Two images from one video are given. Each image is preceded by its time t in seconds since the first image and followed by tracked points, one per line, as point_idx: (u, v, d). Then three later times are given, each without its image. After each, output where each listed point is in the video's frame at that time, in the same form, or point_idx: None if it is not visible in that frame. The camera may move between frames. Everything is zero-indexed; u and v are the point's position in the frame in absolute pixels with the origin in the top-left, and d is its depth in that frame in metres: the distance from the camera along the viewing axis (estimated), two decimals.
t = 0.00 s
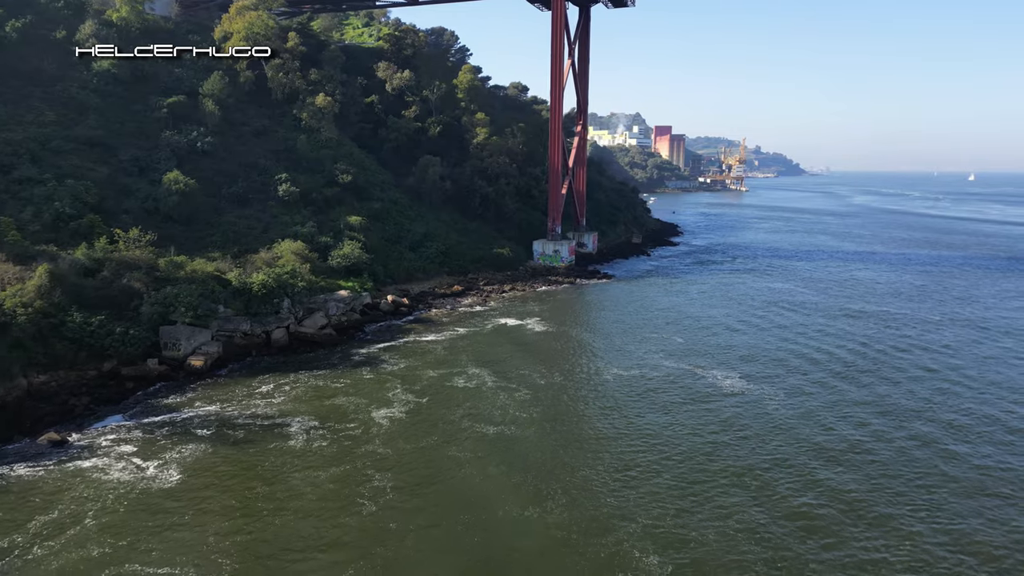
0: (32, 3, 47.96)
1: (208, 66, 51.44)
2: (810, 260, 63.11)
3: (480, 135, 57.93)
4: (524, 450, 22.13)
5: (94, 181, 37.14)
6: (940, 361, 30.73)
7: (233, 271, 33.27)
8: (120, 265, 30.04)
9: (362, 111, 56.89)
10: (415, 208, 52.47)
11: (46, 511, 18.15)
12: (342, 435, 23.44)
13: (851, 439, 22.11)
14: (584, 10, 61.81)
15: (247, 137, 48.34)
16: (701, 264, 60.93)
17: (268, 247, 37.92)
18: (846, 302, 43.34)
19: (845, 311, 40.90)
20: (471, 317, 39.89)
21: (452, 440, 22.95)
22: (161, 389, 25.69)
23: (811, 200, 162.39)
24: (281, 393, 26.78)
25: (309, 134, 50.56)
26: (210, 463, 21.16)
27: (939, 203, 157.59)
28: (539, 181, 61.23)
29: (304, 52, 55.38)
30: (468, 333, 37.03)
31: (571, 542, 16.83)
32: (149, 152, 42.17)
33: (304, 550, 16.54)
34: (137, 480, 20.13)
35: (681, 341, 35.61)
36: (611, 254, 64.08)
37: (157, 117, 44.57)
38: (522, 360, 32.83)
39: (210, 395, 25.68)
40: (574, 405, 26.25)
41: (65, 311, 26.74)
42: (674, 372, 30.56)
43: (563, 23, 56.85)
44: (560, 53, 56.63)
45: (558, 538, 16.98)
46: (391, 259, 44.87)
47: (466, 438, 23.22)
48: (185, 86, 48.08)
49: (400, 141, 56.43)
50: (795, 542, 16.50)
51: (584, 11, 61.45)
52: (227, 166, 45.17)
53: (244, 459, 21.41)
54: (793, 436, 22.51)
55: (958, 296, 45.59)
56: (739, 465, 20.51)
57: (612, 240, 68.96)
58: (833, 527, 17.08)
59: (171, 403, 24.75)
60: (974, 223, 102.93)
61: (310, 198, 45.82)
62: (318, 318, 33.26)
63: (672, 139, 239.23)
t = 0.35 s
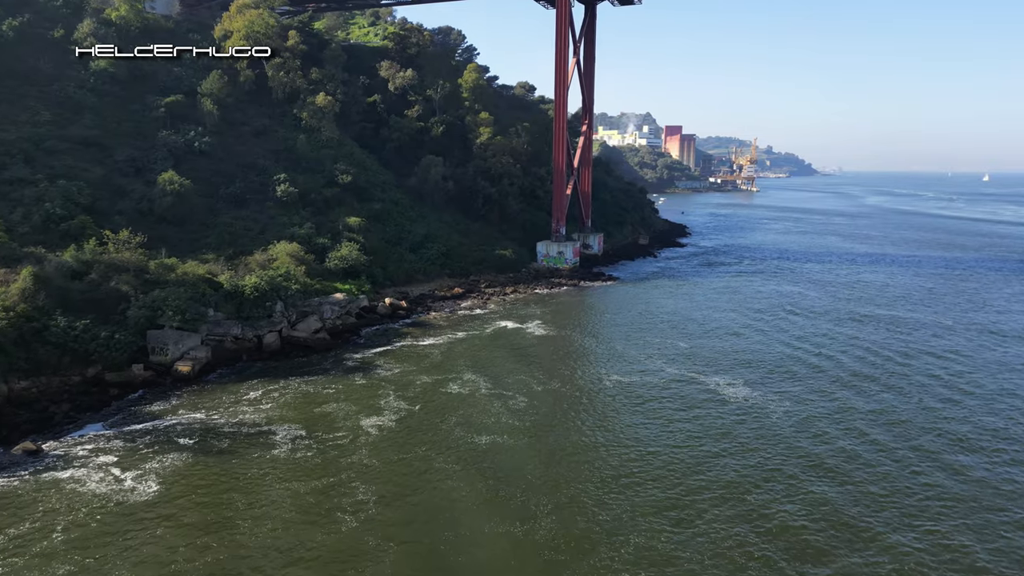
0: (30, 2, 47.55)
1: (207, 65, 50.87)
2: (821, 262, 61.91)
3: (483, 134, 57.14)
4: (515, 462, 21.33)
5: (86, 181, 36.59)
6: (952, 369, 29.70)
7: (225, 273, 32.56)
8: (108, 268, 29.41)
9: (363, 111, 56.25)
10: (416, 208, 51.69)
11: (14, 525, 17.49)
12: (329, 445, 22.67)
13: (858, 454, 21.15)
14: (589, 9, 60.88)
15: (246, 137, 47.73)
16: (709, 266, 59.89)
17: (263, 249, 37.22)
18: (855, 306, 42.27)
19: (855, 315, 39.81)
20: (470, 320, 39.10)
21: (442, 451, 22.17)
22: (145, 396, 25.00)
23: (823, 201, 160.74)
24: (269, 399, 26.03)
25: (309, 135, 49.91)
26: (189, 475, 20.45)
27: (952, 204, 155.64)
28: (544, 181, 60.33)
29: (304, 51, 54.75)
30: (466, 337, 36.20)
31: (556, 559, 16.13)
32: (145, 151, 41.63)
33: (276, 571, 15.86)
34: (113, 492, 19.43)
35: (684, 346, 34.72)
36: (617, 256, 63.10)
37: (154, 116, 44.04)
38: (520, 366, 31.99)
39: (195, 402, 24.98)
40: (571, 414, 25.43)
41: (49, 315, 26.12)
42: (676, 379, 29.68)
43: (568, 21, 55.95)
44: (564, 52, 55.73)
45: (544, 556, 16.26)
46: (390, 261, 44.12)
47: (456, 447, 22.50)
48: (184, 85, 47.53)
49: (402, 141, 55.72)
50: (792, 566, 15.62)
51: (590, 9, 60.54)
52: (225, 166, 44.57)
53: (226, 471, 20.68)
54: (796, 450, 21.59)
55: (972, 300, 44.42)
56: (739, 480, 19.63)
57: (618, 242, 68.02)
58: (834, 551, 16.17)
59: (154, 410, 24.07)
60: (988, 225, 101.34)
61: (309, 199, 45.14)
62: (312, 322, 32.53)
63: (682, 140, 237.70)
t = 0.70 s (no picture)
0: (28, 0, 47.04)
1: (206, 64, 50.24)
2: (830, 264, 60.78)
3: (486, 134, 56.28)
4: (507, 474, 20.54)
5: (79, 182, 36.01)
6: (964, 378, 28.65)
7: (217, 275, 31.84)
8: (96, 270, 28.74)
9: (365, 110, 55.54)
10: (417, 209, 50.93)
11: None
12: (315, 455, 21.91)
13: (865, 473, 20.20)
14: (594, 7, 59.93)
15: (245, 137, 47.08)
16: (716, 268, 58.86)
17: (257, 251, 36.51)
18: (865, 310, 41.20)
19: (864, 320, 38.76)
20: (469, 324, 38.29)
21: (432, 462, 21.40)
22: (129, 404, 24.34)
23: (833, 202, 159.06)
24: (257, 407, 25.30)
25: (309, 134, 49.19)
26: (167, 487, 19.75)
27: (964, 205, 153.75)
28: (548, 181, 59.44)
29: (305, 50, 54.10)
30: (464, 341, 35.40)
31: None
32: (141, 152, 41.05)
33: None
34: (88, 506, 18.70)
35: (687, 351, 33.83)
36: (623, 257, 62.16)
37: (151, 116, 43.46)
38: (517, 371, 31.14)
39: (180, 409, 24.30)
40: (567, 424, 24.59)
41: (32, 320, 25.48)
42: (677, 386, 28.78)
43: (572, 20, 55.05)
44: (569, 51, 54.83)
45: None
46: (389, 263, 43.40)
47: (445, 458, 21.72)
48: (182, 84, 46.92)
49: (404, 141, 54.98)
50: None
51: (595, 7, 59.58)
52: (222, 166, 43.92)
53: (205, 483, 19.90)
54: (799, 467, 20.70)
55: (985, 304, 43.24)
56: (739, 501, 18.82)
57: (624, 243, 67.08)
58: None
59: (137, 418, 23.41)
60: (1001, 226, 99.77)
61: (308, 200, 44.45)
62: (305, 326, 31.75)
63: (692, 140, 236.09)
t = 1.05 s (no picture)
0: None
1: (204, 63, 49.58)
2: (840, 265, 59.59)
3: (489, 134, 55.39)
4: (497, 488, 19.74)
5: (69, 182, 35.38)
6: (977, 386, 27.62)
7: (208, 277, 31.09)
8: (82, 273, 28.02)
9: (365, 110, 54.78)
10: (417, 210, 50.13)
11: None
12: (298, 467, 21.09)
13: (872, 490, 19.27)
14: (599, 5, 58.95)
15: (242, 137, 46.37)
16: (722, 269, 57.79)
17: (250, 253, 35.76)
18: (874, 314, 40.14)
19: (873, 324, 37.71)
20: (468, 327, 37.45)
21: (419, 474, 20.59)
22: (110, 412, 23.62)
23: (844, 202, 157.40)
24: (243, 415, 24.49)
25: (308, 134, 48.46)
26: (143, 499, 18.98)
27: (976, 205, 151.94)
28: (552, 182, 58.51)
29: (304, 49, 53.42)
30: (461, 345, 34.54)
31: None
32: (135, 151, 40.40)
33: None
34: (58, 519, 17.93)
35: (689, 357, 32.91)
36: (628, 258, 61.14)
37: (146, 115, 42.81)
38: (514, 377, 30.24)
39: (162, 418, 23.53)
40: (562, 434, 23.73)
41: (13, 324, 24.79)
42: (678, 394, 27.87)
43: (576, 17, 54.12)
44: (572, 49, 53.90)
45: None
46: (387, 265, 42.63)
47: (433, 470, 20.86)
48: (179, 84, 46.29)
49: (405, 141, 54.18)
50: None
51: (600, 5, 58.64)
52: (219, 166, 43.23)
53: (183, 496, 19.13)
54: (803, 484, 19.77)
55: (998, 308, 42.10)
56: (739, 519, 17.92)
57: (629, 244, 66.10)
58: None
59: (116, 428, 22.65)
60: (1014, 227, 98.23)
61: (305, 201, 43.70)
62: (297, 330, 30.98)
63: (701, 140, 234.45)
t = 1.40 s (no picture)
0: None
1: (201, 61, 48.94)
2: (848, 268, 58.48)
3: (490, 134, 54.50)
4: (484, 502, 18.90)
5: (59, 183, 34.77)
6: (988, 395, 26.58)
7: (196, 279, 30.38)
8: (66, 276, 27.35)
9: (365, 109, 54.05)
10: (416, 211, 49.36)
11: None
12: (279, 479, 20.29)
13: (877, 509, 18.35)
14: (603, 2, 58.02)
15: (238, 136, 45.71)
16: (729, 271, 56.78)
17: (243, 254, 35.04)
18: (882, 318, 39.11)
19: (881, 328, 36.68)
20: (464, 331, 36.58)
21: (404, 487, 19.73)
22: (88, 420, 22.90)
23: (854, 202, 155.87)
24: (226, 423, 23.73)
25: (305, 133, 47.73)
26: (114, 514, 18.21)
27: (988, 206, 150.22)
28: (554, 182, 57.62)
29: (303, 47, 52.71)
30: (457, 349, 33.72)
31: None
32: (128, 151, 39.78)
33: None
34: (26, 535, 17.17)
35: (691, 362, 31.96)
36: (632, 259, 60.22)
37: (140, 114, 42.19)
38: (509, 383, 29.41)
39: (142, 426, 22.80)
40: (556, 446, 22.87)
41: None
42: (678, 401, 26.96)
43: (579, 14, 53.22)
44: (575, 47, 53.00)
45: None
46: (384, 267, 41.89)
47: (419, 482, 20.04)
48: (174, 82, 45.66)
49: (405, 140, 53.42)
50: None
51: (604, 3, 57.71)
52: (213, 166, 42.54)
53: (157, 511, 18.34)
54: (806, 501, 18.83)
55: (1011, 312, 40.97)
56: (734, 540, 17.03)
57: (634, 245, 65.16)
58: None
59: (93, 437, 21.92)
60: None
61: (301, 201, 42.97)
62: (287, 334, 30.18)
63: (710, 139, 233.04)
